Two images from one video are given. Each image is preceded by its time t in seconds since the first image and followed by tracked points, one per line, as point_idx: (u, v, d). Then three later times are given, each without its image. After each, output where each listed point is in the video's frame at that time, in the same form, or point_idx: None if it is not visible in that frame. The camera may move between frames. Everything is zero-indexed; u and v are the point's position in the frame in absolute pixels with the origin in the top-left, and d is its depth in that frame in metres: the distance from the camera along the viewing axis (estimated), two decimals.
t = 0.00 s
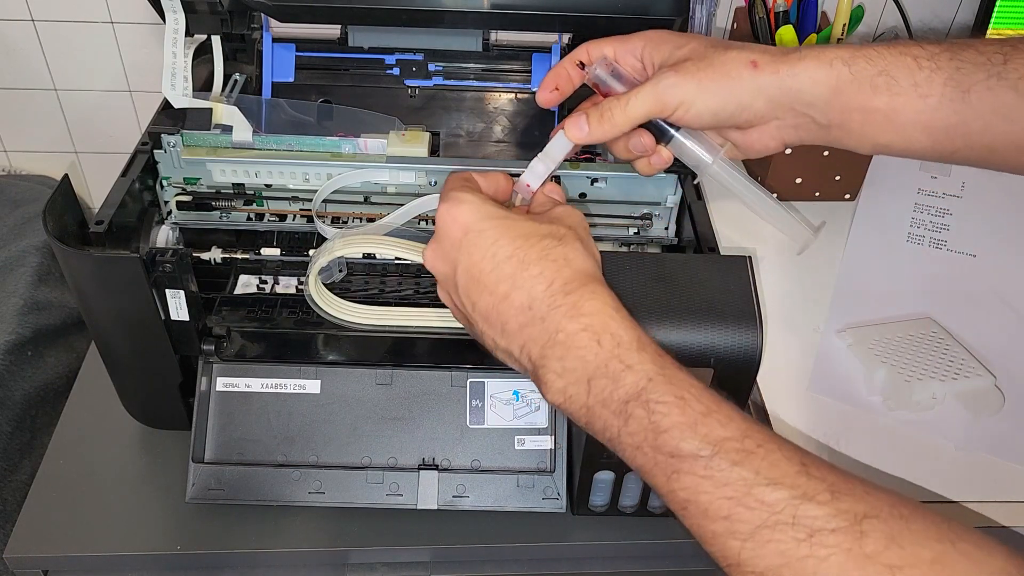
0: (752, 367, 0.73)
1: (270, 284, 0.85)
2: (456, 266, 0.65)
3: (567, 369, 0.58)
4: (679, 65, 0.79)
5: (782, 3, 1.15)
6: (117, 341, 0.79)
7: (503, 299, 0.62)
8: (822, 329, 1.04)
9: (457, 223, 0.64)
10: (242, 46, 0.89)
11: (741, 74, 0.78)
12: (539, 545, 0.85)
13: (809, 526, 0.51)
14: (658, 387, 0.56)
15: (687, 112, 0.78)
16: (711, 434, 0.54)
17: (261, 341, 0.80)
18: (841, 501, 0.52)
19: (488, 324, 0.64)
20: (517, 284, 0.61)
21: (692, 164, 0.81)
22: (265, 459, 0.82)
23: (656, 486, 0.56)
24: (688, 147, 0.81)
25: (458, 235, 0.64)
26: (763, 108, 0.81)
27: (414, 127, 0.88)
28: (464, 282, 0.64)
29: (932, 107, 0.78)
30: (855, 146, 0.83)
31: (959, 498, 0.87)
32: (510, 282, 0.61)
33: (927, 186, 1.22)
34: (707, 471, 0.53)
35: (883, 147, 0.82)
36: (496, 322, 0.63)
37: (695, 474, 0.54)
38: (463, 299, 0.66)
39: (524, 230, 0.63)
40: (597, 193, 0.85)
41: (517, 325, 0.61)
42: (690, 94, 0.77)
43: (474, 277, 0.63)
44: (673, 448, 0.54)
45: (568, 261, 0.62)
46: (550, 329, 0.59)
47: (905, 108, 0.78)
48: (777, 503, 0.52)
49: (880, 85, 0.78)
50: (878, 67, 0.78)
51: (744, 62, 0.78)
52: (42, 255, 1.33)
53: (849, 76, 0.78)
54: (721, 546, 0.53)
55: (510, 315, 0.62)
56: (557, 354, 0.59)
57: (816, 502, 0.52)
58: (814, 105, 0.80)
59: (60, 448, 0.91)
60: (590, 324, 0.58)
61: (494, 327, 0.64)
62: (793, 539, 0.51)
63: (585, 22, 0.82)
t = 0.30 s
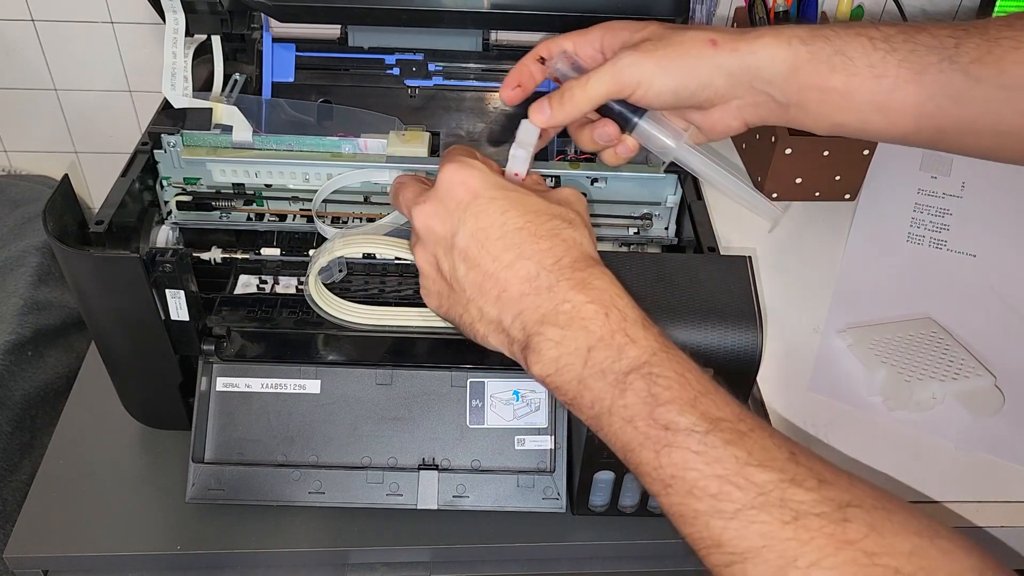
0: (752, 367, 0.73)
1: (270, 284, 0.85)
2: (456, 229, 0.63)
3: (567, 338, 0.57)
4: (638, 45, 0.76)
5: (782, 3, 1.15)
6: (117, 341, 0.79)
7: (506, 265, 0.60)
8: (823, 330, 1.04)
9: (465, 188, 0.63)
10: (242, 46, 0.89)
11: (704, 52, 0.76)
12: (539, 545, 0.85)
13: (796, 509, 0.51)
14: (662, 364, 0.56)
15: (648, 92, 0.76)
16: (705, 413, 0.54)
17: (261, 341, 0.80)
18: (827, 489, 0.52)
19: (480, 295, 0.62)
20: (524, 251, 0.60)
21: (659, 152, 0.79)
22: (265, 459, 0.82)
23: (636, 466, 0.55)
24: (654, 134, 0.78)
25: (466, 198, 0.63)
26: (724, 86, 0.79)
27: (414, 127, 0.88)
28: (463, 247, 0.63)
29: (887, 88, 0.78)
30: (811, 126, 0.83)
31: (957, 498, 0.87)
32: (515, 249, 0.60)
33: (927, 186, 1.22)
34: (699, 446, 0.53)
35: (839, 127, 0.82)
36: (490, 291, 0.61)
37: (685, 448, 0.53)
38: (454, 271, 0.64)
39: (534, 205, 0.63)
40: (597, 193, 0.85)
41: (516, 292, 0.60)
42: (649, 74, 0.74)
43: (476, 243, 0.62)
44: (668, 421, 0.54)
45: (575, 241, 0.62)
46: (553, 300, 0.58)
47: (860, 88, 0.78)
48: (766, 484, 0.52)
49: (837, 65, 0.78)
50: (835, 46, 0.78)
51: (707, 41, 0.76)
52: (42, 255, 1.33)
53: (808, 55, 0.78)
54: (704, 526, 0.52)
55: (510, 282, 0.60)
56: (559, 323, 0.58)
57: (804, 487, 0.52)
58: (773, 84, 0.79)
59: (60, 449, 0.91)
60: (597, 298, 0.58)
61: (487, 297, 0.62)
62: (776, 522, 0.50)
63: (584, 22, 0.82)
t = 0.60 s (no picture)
0: (752, 367, 0.73)
1: (271, 284, 0.85)
2: (450, 248, 0.63)
3: (562, 355, 0.57)
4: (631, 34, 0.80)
5: (782, 3, 1.14)
6: (116, 341, 0.79)
7: (501, 283, 0.61)
8: (823, 330, 1.04)
9: (456, 207, 0.63)
10: (242, 46, 0.89)
11: (695, 42, 0.79)
12: (539, 545, 0.85)
13: (782, 526, 0.50)
14: (654, 378, 0.56)
15: (641, 78, 0.80)
16: (696, 428, 0.54)
17: (261, 341, 0.81)
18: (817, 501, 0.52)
19: (479, 312, 0.63)
20: (516, 269, 0.60)
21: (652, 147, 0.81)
22: (265, 459, 0.82)
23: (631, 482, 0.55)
24: (644, 127, 0.80)
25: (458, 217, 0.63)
26: (715, 77, 0.83)
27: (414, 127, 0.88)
28: (458, 266, 0.63)
29: (873, 87, 0.80)
30: (800, 124, 0.86)
31: (955, 497, 0.87)
32: (509, 266, 0.60)
33: (926, 186, 1.22)
34: (688, 462, 0.53)
35: (828, 125, 0.85)
36: (489, 308, 0.62)
37: (675, 464, 0.53)
38: (452, 287, 0.65)
39: (526, 219, 0.63)
40: (596, 194, 0.85)
41: (512, 310, 0.60)
42: (641, 62, 0.78)
43: (471, 261, 0.62)
44: (657, 437, 0.54)
45: (569, 253, 0.62)
46: (549, 316, 0.59)
47: (848, 86, 0.80)
48: (754, 502, 0.51)
49: (826, 62, 0.80)
50: (825, 44, 0.81)
51: (698, 31, 0.80)
52: (42, 255, 1.33)
53: (796, 49, 0.81)
54: (691, 539, 0.52)
55: (506, 300, 0.60)
56: (555, 340, 0.58)
57: (790, 504, 0.51)
58: (763, 76, 0.82)
59: (60, 448, 0.91)
60: (591, 312, 0.58)
61: (485, 313, 0.62)
62: (763, 538, 0.50)
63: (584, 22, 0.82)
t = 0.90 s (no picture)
0: (752, 367, 0.73)
1: (270, 284, 0.84)
2: (453, 246, 0.63)
3: (562, 350, 0.57)
4: (657, 28, 0.79)
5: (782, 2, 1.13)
6: (116, 341, 0.79)
7: (503, 280, 0.61)
8: (822, 330, 1.04)
9: (458, 205, 0.63)
10: (242, 46, 0.89)
11: (721, 36, 0.79)
12: (538, 545, 0.85)
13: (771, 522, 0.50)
14: (651, 376, 0.56)
15: (664, 73, 0.79)
16: (688, 424, 0.54)
17: (261, 341, 0.80)
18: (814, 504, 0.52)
19: (482, 308, 0.63)
20: (517, 267, 0.60)
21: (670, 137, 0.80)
22: (265, 459, 0.82)
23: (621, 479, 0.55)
24: (665, 118, 0.80)
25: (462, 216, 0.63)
26: (738, 70, 0.82)
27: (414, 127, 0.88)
28: (461, 264, 0.63)
29: (896, 90, 0.80)
30: (819, 120, 0.85)
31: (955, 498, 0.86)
32: (510, 264, 0.60)
33: (926, 186, 1.22)
34: (681, 457, 0.53)
35: (846, 124, 0.84)
36: (491, 304, 0.62)
37: (669, 459, 0.53)
38: (455, 285, 0.64)
39: (530, 217, 0.62)
40: (597, 194, 0.85)
41: (514, 306, 0.60)
42: (669, 58, 0.78)
43: (473, 260, 0.62)
44: (651, 431, 0.54)
45: (572, 251, 0.62)
46: (551, 312, 0.59)
47: (871, 87, 0.81)
48: (744, 498, 0.51)
49: (852, 61, 0.80)
50: (850, 42, 0.81)
51: (724, 25, 0.79)
52: (42, 255, 1.33)
53: (823, 46, 0.81)
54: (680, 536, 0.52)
55: (507, 296, 0.61)
56: (556, 334, 0.58)
57: (781, 502, 0.51)
58: (786, 71, 0.81)
59: (60, 448, 0.91)
60: (592, 308, 0.58)
61: (489, 309, 0.62)
62: (752, 535, 0.50)
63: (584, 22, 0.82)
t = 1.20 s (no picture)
0: (752, 367, 0.73)
1: (270, 284, 0.84)
2: (477, 218, 0.60)
3: (589, 324, 0.56)
4: (669, 26, 0.79)
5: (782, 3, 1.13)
6: (116, 341, 0.79)
7: (529, 253, 0.58)
8: (823, 330, 1.04)
9: (487, 177, 0.61)
10: (242, 45, 0.89)
11: (734, 35, 0.79)
12: (539, 545, 0.85)
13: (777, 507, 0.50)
14: (673, 355, 0.55)
15: (677, 71, 0.79)
16: (706, 405, 0.53)
17: (261, 341, 0.80)
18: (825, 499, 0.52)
19: (500, 281, 0.60)
20: (546, 240, 0.58)
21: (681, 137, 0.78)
22: (265, 459, 0.82)
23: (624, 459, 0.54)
24: (674, 117, 0.78)
25: (489, 185, 0.60)
26: (752, 69, 0.82)
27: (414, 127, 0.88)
28: (484, 236, 0.60)
29: (907, 95, 0.81)
30: (828, 121, 0.85)
31: (953, 499, 0.86)
32: (538, 237, 0.58)
33: (926, 186, 1.22)
34: (696, 436, 0.52)
35: (856, 127, 0.85)
36: (513, 278, 0.59)
37: (683, 436, 0.52)
38: (473, 258, 0.61)
39: (555, 196, 0.61)
40: (598, 194, 0.85)
41: (539, 280, 0.58)
42: (682, 55, 0.78)
43: (498, 231, 0.59)
44: (670, 407, 0.53)
45: (597, 229, 0.61)
46: (577, 286, 0.57)
47: (881, 91, 0.81)
48: (754, 483, 0.51)
49: (863, 64, 0.81)
50: (864, 46, 0.82)
51: (738, 24, 0.79)
52: (42, 255, 1.33)
53: (836, 47, 0.81)
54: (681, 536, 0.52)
55: (531, 269, 0.58)
56: (580, 307, 0.56)
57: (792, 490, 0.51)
58: (800, 72, 0.81)
59: (59, 448, 0.91)
60: (620, 285, 0.57)
61: (503, 280, 0.60)
62: (757, 517, 0.50)
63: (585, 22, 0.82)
